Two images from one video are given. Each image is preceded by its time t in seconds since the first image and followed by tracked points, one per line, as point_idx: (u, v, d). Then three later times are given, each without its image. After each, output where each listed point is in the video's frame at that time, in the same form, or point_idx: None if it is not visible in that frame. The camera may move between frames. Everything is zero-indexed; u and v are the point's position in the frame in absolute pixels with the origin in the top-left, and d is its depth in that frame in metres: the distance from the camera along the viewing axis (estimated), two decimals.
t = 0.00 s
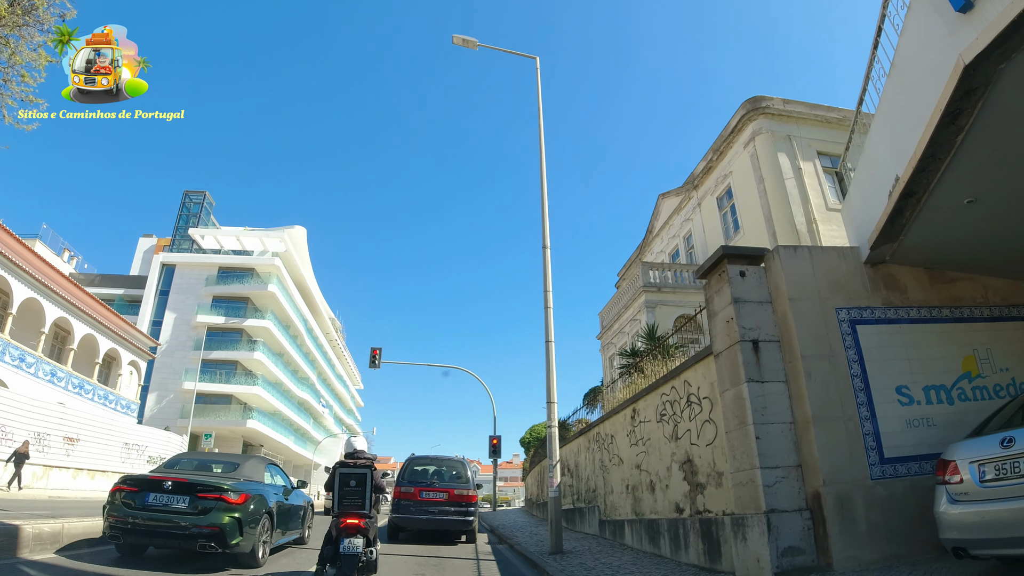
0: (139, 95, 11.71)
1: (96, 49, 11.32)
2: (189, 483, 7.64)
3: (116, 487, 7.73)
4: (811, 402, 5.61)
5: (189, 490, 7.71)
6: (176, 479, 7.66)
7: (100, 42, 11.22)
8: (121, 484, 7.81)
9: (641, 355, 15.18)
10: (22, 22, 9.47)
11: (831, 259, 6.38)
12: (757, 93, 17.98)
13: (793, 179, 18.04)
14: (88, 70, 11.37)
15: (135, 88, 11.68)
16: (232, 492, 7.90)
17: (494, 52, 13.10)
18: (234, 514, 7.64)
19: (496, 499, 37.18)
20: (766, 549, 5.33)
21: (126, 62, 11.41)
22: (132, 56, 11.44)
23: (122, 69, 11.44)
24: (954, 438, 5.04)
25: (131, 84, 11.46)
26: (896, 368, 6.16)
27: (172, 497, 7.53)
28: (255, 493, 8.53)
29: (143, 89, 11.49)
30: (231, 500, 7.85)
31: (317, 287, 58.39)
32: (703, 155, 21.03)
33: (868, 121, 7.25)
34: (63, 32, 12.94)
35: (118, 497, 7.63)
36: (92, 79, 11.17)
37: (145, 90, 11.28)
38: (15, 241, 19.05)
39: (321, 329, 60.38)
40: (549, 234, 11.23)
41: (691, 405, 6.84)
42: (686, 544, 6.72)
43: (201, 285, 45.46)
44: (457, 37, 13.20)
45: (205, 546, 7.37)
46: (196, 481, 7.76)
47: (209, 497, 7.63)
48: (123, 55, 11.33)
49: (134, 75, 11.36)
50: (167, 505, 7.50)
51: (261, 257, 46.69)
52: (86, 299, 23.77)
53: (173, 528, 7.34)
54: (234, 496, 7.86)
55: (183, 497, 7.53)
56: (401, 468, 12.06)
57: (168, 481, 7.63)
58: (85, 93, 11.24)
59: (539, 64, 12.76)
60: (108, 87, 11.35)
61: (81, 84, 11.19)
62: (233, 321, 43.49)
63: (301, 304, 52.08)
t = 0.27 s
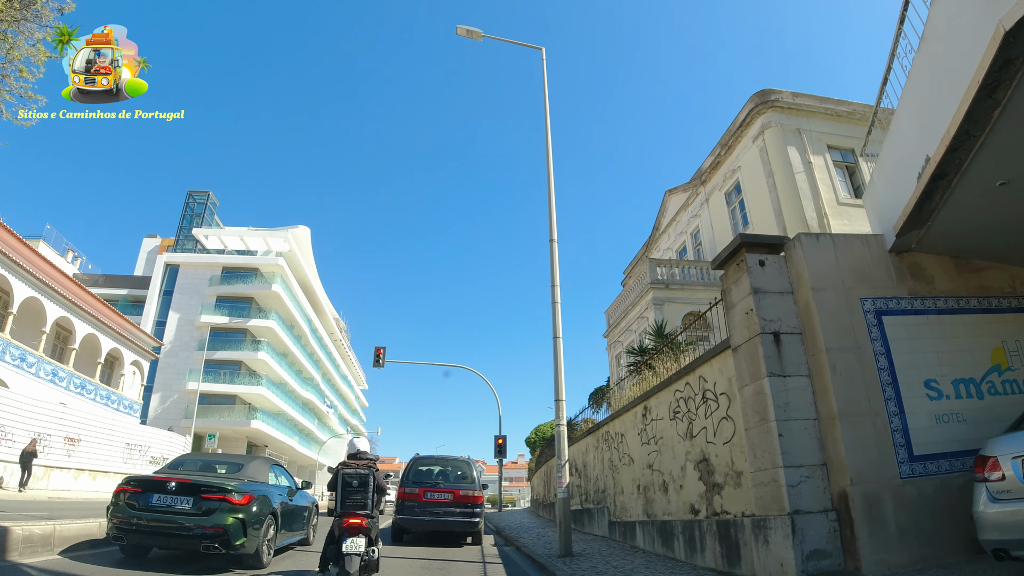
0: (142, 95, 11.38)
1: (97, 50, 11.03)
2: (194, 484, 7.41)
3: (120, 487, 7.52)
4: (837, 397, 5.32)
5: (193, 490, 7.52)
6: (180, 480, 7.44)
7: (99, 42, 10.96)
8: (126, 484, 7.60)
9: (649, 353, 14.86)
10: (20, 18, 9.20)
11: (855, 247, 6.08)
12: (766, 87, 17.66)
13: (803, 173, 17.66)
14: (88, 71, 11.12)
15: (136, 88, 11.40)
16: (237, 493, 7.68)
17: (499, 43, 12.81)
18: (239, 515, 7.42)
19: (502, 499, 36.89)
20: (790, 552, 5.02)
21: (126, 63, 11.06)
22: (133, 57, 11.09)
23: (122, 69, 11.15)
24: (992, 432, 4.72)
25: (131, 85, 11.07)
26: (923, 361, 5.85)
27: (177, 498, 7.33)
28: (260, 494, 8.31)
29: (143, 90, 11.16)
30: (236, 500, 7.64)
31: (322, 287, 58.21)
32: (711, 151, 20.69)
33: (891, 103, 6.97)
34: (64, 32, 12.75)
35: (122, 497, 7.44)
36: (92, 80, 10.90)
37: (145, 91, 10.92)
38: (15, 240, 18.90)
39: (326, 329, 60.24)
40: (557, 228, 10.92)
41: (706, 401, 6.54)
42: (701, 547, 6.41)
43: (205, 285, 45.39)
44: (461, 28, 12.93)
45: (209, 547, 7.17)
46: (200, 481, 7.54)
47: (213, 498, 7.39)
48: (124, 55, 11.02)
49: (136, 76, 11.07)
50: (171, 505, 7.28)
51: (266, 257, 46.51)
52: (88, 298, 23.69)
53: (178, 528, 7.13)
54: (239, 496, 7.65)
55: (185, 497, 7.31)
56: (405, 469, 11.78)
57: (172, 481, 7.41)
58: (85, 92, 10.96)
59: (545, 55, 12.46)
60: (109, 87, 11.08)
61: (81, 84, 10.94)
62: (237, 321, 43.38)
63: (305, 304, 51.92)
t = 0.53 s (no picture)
0: (139, 95, 12.17)
1: (97, 50, 11.83)
2: (197, 485, 7.31)
3: (123, 488, 7.45)
4: (860, 391, 5.08)
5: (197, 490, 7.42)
6: (184, 481, 7.34)
7: (100, 43, 11.76)
8: (129, 484, 7.53)
9: (656, 351, 14.57)
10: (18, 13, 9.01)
11: (876, 236, 5.84)
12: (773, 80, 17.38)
13: (812, 168, 17.33)
14: (88, 70, 11.90)
15: (135, 88, 12.12)
16: (240, 493, 7.56)
17: (503, 34, 12.57)
18: (243, 516, 7.32)
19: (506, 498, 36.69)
20: (814, 556, 4.76)
21: (126, 62, 11.94)
22: (132, 57, 11.90)
23: (122, 69, 11.97)
24: None
25: (132, 84, 12.06)
26: (950, 354, 5.59)
27: (180, 498, 7.24)
28: (264, 493, 8.18)
29: (142, 89, 12.01)
30: (240, 501, 7.53)
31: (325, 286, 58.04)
32: (718, 146, 20.42)
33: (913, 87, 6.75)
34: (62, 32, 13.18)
35: (126, 497, 7.34)
36: (92, 80, 11.67)
37: (146, 90, 11.81)
38: (16, 239, 18.81)
39: (329, 329, 60.11)
40: (563, 221, 10.65)
41: (720, 398, 6.28)
42: (716, 550, 6.15)
43: (208, 285, 45.31)
44: (464, 20, 12.68)
45: (213, 548, 7.10)
46: (203, 482, 7.44)
47: (216, 499, 7.29)
48: (124, 55, 11.90)
49: (134, 75, 11.94)
50: (174, 506, 7.19)
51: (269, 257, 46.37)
52: (90, 298, 23.65)
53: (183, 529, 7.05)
54: (243, 497, 7.54)
55: (189, 497, 7.23)
56: (409, 469, 11.54)
57: (176, 482, 7.31)
58: (86, 92, 11.78)
59: (549, 47, 12.22)
60: (109, 87, 11.93)
61: (81, 84, 11.71)
62: (240, 321, 43.27)
63: (308, 304, 51.77)
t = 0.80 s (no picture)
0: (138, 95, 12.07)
1: (97, 50, 11.77)
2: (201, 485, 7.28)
3: (127, 489, 7.42)
4: (882, 386, 4.87)
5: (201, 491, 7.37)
6: (188, 481, 7.31)
7: (100, 42, 11.69)
8: (134, 485, 7.52)
9: (662, 349, 14.33)
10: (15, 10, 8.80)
11: (895, 226, 5.63)
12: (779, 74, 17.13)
13: (819, 163, 17.07)
14: (88, 70, 11.87)
15: (135, 88, 12.01)
16: (244, 494, 7.49)
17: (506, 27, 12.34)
18: (246, 516, 7.26)
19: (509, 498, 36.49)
20: (833, 559, 4.54)
21: (126, 62, 11.83)
22: (131, 56, 11.79)
23: (121, 69, 11.85)
24: None
25: (131, 85, 11.87)
26: (972, 347, 5.36)
27: (184, 499, 7.20)
28: (268, 494, 8.11)
29: (142, 89, 11.91)
30: (243, 501, 7.47)
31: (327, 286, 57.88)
32: (723, 142, 20.17)
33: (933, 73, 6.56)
34: (64, 32, 13.15)
35: (131, 499, 7.33)
36: (92, 80, 11.66)
37: (146, 91, 11.75)
38: (15, 238, 18.70)
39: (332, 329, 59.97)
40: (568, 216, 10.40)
41: (732, 395, 6.05)
42: (729, 552, 5.92)
43: (210, 285, 45.23)
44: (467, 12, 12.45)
45: (216, 548, 7.04)
46: (208, 482, 7.41)
47: (220, 500, 7.24)
48: (124, 55, 11.80)
49: (134, 75, 11.82)
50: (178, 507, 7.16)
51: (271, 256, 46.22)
52: (90, 297, 23.56)
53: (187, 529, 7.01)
54: (246, 497, 7.48)
55: (193, 498, 7.20)
56: (411, 469, 11.35)
57: (179, 482, 7.28)
58: (86, 92, 11.74)
59: (554, 39, 11.98)
60: (109, 87, 11.86)
61: (82, 84, 11.69)
62: (242, 321, 43.16)
63: (310, 304, 51.61)
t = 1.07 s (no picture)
0: (139, 96, 12.03)
1: (97, 50, 11.75)
2: (203, 485, 7.22)
3: (130, 489, 7.40)
4: (900, 381, 4.69)
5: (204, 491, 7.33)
6: (191, 481, 7.28)
7: (100, 42, 11.61)
8: (137, 485, 7.49)
9: (666, 348, 14.13)
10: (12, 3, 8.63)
11: (911, 216, 5.44)
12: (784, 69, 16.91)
13: (824, 159, 16.86)
14: (88, 70, 11.85)
15: (135, 88, 11.97)
16: (246, 495, 7.46)
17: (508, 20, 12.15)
18: (248, 516, 7.22)
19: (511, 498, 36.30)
20: (851, 561, 4.35)
21: (125, 62, 11.78)
22: (132, 56, 11.76)
23: (121, 69, 11.81)
24: None
25: (131, 85, 11.81)
26: (991, 341, 5.16)
27: (186, 499, 7.17)
28: (270, 495, 8.07)
29: (142, 89, 11.83)
30: (246, 501, 7.44)
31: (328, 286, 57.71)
32: (727, 138, 19.96)
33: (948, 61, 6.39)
34: (63, 32, 13.13)
35: (133, 498, 7.26)
36: (92, 80, 11.66)
37: (146, 91, 11.73)
38: (15, 238, 18.64)
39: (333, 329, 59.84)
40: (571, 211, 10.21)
41: (742, 391, 5.87)
42: (740, 555, 5.73)
43: (211, 285, 45.13)
44: (467, 6, 12.26)
45: (219, 549, 7.01)
46: (211, 482, 7.38)
47: (222, 500, 7.21)
48: (124, 55, 11.78)
49: (134, 75, 11.80)
50: (180, 507, 7.12)
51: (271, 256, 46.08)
52: (89, 296, 23.47)
53: (189, 530, 6.98)
54: (249, 497, 7.46)
55: (195, 498, 7.16)
56: (412, 469, 11.17)
57: (182, 483, 7.24)
58: (86, 92, 11.73)
59: (556, 32, 11.77)
60: (108, 87, 11.85)
61: (81, 84, 11.67)
62: (243, 321, 43.04)
63: (312, 304, 51.47)
